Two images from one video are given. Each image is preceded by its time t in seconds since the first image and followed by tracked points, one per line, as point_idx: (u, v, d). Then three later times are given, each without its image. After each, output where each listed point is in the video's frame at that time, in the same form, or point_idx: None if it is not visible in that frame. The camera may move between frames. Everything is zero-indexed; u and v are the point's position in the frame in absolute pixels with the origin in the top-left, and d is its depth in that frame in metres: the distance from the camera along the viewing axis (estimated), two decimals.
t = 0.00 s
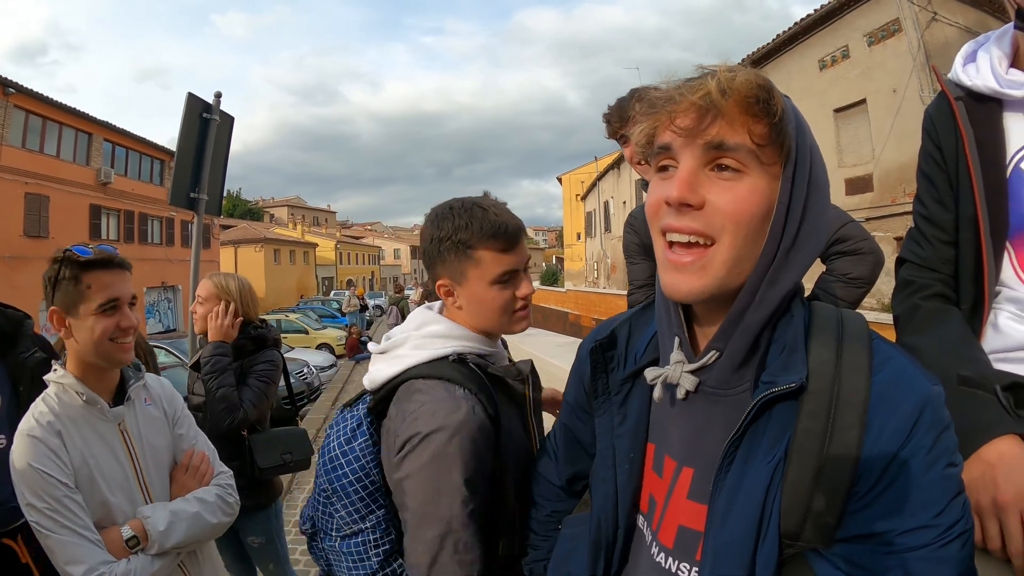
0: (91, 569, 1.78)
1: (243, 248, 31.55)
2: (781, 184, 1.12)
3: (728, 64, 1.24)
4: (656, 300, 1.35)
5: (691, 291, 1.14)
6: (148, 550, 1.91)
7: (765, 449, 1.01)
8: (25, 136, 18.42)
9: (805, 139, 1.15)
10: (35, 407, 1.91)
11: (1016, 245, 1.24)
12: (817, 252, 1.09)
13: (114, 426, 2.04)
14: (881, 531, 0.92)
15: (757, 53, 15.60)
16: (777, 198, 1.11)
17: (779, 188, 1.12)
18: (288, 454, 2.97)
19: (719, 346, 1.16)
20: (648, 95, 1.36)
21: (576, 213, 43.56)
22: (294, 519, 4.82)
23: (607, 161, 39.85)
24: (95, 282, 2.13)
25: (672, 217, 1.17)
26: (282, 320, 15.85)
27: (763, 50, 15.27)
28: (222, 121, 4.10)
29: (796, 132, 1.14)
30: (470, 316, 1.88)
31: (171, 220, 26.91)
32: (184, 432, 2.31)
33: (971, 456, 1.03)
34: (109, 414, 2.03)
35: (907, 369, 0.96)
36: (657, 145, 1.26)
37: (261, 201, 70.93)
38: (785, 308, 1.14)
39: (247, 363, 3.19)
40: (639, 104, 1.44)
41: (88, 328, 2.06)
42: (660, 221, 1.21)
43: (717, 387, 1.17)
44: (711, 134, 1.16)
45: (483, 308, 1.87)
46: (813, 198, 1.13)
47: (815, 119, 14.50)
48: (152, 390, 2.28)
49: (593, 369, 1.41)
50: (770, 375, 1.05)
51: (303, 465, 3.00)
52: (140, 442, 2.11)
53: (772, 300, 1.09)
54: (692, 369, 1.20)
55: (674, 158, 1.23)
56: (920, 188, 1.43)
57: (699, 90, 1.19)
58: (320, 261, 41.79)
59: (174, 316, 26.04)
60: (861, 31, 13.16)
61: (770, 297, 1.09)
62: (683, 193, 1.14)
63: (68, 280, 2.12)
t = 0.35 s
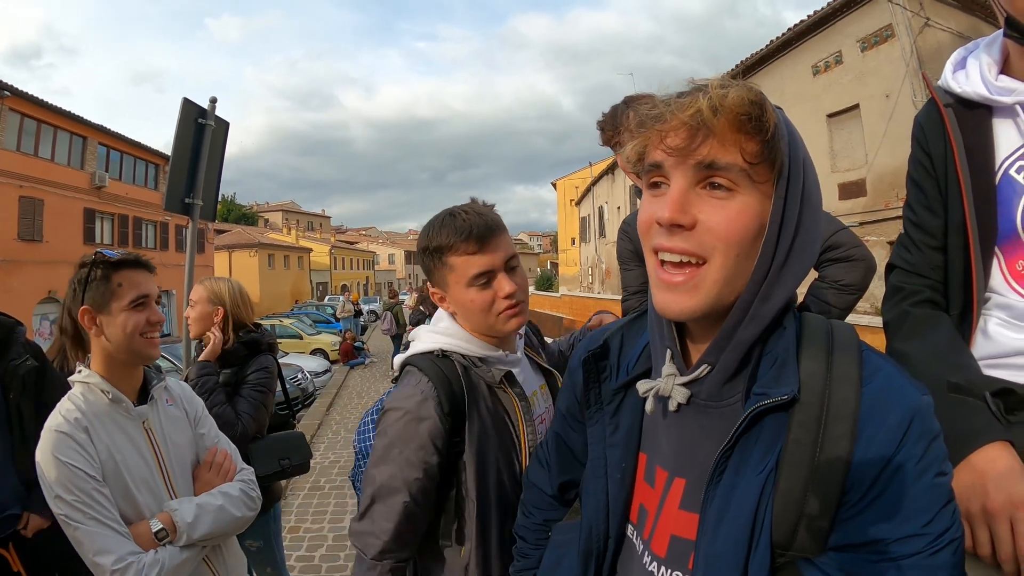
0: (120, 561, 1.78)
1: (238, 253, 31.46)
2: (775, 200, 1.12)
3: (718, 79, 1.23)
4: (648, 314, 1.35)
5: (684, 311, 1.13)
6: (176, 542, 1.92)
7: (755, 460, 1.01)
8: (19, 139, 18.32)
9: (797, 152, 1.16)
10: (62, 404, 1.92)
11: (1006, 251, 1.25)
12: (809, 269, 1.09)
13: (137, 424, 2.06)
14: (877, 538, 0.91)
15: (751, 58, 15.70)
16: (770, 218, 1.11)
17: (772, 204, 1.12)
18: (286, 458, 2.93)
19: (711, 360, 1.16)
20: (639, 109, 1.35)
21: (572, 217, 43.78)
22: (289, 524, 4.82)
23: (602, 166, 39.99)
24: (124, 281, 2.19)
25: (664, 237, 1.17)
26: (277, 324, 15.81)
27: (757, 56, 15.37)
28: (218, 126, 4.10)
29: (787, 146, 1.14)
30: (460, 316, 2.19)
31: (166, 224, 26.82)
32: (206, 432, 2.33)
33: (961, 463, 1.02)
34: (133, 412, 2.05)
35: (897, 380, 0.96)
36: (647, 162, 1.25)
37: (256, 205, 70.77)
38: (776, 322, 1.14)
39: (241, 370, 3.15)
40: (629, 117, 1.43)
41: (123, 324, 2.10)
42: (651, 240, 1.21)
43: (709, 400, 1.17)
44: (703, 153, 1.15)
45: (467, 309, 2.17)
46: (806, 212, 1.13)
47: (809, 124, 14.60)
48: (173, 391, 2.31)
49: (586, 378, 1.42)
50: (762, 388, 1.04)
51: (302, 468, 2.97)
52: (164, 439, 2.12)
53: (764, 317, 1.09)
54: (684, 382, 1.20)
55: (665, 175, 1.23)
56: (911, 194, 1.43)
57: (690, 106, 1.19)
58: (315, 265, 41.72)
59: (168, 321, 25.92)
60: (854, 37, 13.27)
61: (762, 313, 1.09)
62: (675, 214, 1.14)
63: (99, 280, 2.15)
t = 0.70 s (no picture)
0: (138, 553, 1.80)
1: (239, 250, 31.52)
2: (775, 203, 1.12)
3: (718, 83, 1.25)
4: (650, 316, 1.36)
5: (683, 311, 1.14)
6: (196, 536, 1.95)
7: (753, 461, 1.02)
8: (22, 134, 18.35)
9: (797, 154, 1.16)
10: (80, 399, 1.93)
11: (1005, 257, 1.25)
12: (808, 271, 1.10)
13: (155, 418, 2.07)
14: (874, 538, 0.92)
15: (754, 61, 15.71)
16: (769, 220, 1.12)
17: (772, 207, 1.12)
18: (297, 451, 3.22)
19: (711, 362, 1.17)
20: (641, 113, 1.37)
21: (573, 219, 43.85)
22: (288, 522, 4.84)
23: (604, 167, 40.15)
24: (126, 277, 2.20)
25: (663, 240, 1.18)
26: (278, 322, 15.82)
27: (761, 59, 15.39)
28: (221, 124, 4.11)
29: (788, 148, 1.15)
30: (490, 304, 2.51)
31: (168, 221, 26.87)
32: (223, 427, 2.35)
33: (957, 468, 1.03)
34: (151, 407, 2.07)
35: (895, 384, 0.97)
36: (649, 166, 1.27)
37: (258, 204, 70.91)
38: (776, 324, 1.15)
39: (234, 370, 3.03)
40: (631, 121, 1.45)
41: (123, 320, 2.10)
42: (651, 243, 1.22)
43: (710, 401, 1.18)
44: (703, 155, 1.17)
45: (497, 297, 2.49)
46: (806, 214, 1.14)
47: (811, 128, 14.61)
48: (190, 387, 2.32)
49: (586, 379, 1.43)
50: (761, 391, 1.05)
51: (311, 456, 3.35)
52: (182, 433, 2.14)
53: (763, 318, 1.11)
54: (685, 384, 1.21)
55: (665, 179, 1.25)
56: (910, 200, 1.45)
57: (690, 110, 1.21)
58: (316, 264, 41.81)
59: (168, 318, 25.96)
60: (857, 41, 13.27)
61: (761, 316, 1.11)
62: (675, 217, 1.15)
63: (103, 279, 2.19)
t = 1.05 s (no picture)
0: (146, 548, 1.81)
1: (242, 243, 31.59)
2: (803, 207, 1.15)
3: (750, 86, 1.26)
4: (658, 298, 1.37)
5: (714, 307, 1.12)
6: (204, 531, 1.98)
7: (760, 462, 1.03)
8: (29, 122, 18.41)
9: (821, 167, 1.20)
10: (86, 390, 1.93)
11: (1012, 266, 1.25)
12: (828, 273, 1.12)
13: (162, 410, 2.09)
14: (874, 541, 0.93)
15: (762, 65, 15.67)
16: (796, 224, 1.13)
17: (800, 210, 1.14)
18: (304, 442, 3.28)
19: (728, 361, 1.18)
20: (668, 113, 1.36)
21: (577, 219, 43.88)
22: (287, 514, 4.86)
23: (609, 168, 40.12)
24: (126, 264, 2.19)
25: (698, 239, 1.15)
26: (279, 316, 15.86)
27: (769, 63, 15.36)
28: (228, 115, 4.12)
29: (815, 157, 1.18)
30: (513, 296, 2.73)
31: (172, 212, 26.93)
32: (229, 421, 2.38)
33: (958, 474, 1.03)
34: (159, 399, 2.08)
35: (900, 386, 0.97)
36: (680, 164, 1.25)
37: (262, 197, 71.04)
38: (788, 326, 1.16)
39: (237, 361, 3.05)
40: (651, 123, 1.44)
41: (126, 308, 2.10)
42: (683, 242, 1.18)
43: (723, 400, 1.19)
44: (739, 155, 1.16)
45: (519, 290, 2.70)
46: (828, 218, 1.16)
47: (817, 134, 14.59)
48: (197, 377, 2.35)
49: (594, 374, 1.43)
50: (772, 391, 1.06)
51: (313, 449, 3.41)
52: (189, 426, 2.16)
53: (782, 320, 1.11)
54: (702, 383, 1.21)
55: (697, 178, 1.23)
56: (919, 206, 1.44)
57: (726, 108, 1.21)
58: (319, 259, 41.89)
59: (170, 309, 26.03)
60: (866, 47, 13.23)
61: (780, 318, 1.11)
62: (713, 216, 1.13)
63: (104, 269, 2.18)
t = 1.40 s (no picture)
0: (146, 547, 1.82)
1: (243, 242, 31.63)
2: (810, 203, 1.16)
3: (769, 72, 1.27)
4: (659, 312, 1.37)
5: (723, 300, 1.10)
6: (206, 530, 1.98)
7: (771, 466, 1.02)
8: (31, 121, 18.43)
9: (829, 166, 1.22)
10: (90, 390, 1.95)
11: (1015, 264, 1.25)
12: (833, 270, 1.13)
13: (166, 410, 2.09)
14: (882, 545, 0.93)
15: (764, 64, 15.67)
16: (807, 216, 1.14)
17: (808, 205, 1.15)
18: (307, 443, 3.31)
19: (732, 360, 1.18)
20: (678, 97, 1.36)
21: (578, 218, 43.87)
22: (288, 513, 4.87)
23: (610, 167, 40.12)
24: (129, 264, 2.19)
25: (710, 227, 1.13)
26: (280, 315, 15.88)
27: (770, 63, 15.35)
28: (230, 114, 4.12)
29: (825, 155, 1.20)
30: (520, 296, 2.77)
31: (173, 211, 26.96)
32: (235, 420, 2.38)
33: (967, 472, 1.04)
34: (163, 398, 2.08)
35: (910, 385, 0.97)
36: (693, 149, 1.24)
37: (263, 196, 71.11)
38: (795, 327, 1.16)
39: (248, 362, 3.10)
40: (658, 110, 1.44)
41: (129, 308, 2.11)
42: (693, 230, 1.16)
43: (727, 401, 1.19)
44: (755, 142, 1.16)
45: (525, 291, 2.74)
46: (832, 221, 1.17)
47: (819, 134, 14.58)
48: (202, 376, 2.35)
49: (588, 378, 1.44)
50: (784, 392, 1.06)
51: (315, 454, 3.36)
52: (192, 426, 2.16)
53: (787, 319, 1.11)
54: (705, 384, 1.22)
55: (708, 163, 1.22)
56: (922, 207, 1.45)
57: (745, 93, 1.21)
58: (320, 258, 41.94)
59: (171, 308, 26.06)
60: (867, 47, 13.22)
61: (786, 314, 1.11)
62: (727, 203, 1.12)
63: (107, 269, 2.19)
